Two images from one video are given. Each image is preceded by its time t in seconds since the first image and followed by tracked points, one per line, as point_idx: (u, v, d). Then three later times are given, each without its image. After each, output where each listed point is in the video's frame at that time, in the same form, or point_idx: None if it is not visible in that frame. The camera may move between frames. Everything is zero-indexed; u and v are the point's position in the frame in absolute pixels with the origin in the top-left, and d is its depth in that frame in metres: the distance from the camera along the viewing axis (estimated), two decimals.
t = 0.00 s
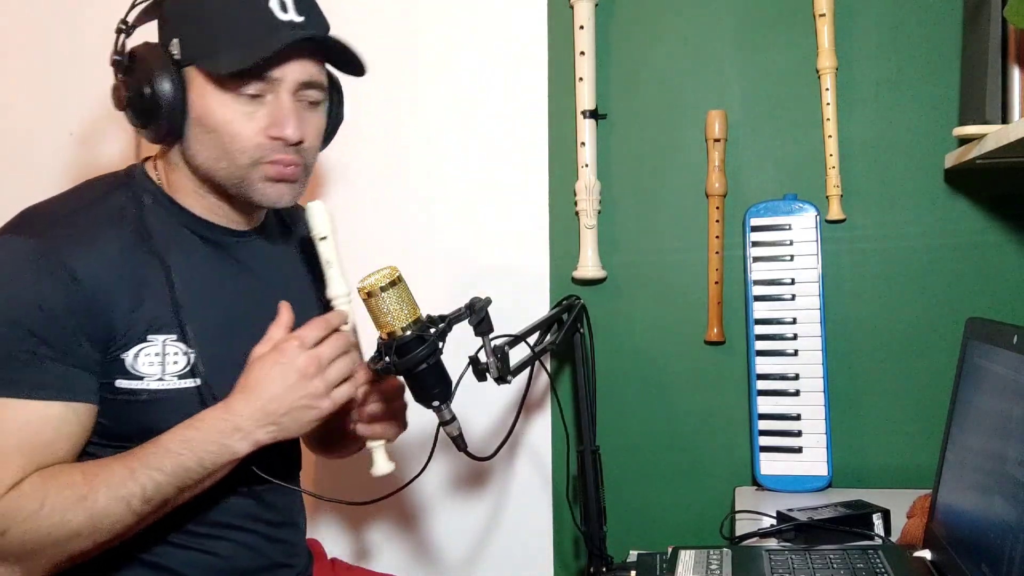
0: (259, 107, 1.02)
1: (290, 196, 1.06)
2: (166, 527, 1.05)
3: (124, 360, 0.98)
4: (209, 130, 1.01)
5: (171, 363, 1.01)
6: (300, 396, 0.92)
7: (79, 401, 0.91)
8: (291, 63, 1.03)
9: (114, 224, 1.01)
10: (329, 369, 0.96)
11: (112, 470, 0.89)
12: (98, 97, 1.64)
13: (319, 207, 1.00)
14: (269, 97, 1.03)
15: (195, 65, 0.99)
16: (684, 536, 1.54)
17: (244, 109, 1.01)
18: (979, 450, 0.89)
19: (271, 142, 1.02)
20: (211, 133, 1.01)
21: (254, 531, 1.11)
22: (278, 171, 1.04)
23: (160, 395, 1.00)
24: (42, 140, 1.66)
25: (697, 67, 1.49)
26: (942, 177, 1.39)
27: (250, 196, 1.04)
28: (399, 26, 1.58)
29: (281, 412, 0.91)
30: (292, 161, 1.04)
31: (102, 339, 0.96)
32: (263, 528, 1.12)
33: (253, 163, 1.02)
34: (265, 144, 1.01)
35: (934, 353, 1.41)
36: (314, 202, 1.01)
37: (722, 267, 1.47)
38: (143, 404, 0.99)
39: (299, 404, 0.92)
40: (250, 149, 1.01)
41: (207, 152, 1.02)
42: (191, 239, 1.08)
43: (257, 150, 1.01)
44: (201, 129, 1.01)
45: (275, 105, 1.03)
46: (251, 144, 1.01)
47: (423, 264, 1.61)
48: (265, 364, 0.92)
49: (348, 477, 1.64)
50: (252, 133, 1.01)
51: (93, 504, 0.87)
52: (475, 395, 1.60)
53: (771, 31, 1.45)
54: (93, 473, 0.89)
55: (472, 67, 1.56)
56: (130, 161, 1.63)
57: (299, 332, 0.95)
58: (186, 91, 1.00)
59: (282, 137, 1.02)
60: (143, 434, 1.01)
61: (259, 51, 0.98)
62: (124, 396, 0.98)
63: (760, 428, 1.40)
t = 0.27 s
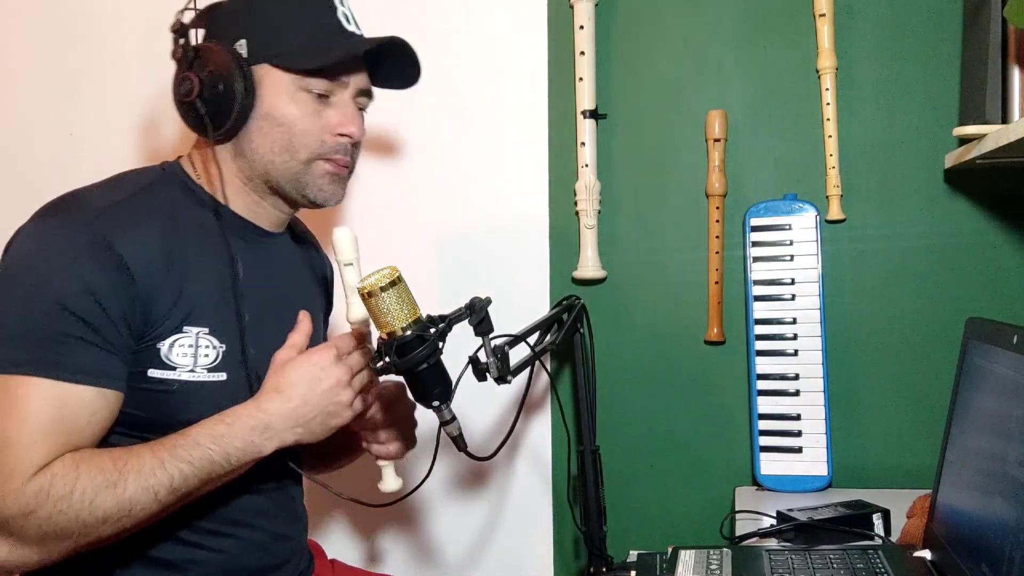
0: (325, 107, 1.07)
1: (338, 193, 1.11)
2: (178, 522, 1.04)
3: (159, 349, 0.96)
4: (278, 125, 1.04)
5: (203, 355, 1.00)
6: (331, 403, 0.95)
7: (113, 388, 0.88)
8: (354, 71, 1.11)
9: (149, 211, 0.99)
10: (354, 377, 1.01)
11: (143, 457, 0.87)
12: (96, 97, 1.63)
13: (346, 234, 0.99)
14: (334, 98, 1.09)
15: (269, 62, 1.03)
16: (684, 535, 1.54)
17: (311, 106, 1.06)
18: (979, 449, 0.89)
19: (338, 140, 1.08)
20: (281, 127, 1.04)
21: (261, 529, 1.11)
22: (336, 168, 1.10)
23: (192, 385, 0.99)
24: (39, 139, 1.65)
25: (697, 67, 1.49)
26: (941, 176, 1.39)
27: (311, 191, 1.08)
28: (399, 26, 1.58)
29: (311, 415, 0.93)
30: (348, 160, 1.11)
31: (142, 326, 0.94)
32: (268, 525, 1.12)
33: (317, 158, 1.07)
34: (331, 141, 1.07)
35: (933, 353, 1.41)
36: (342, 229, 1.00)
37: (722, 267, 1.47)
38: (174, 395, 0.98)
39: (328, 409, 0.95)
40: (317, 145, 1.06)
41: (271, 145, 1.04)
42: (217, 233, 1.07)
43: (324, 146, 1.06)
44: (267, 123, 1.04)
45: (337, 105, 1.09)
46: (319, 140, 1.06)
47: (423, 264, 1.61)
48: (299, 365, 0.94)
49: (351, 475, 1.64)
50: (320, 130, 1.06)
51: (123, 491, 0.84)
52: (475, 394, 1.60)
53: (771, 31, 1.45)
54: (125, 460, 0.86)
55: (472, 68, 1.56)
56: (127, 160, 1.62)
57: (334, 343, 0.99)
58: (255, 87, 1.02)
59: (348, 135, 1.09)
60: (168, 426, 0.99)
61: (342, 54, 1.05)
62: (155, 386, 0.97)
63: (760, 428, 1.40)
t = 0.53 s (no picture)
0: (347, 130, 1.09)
1: (342, 214, 1.12)
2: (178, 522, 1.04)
3: (162, 350, 0.96)
4: (295, 138, 1.05)
5: (204, 359, 1.00)
6: (330, 403, 0.97)
7: (115, 385, 0.88)
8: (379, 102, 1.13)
9: (158, 209, 0.99)
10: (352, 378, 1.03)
11: (150, 454, 0.87)
12: (97, 98, 1.63)
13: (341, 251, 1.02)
14: (355, 123, 1.11)
15: (300, 80, 1.04)
16: (684, 536, 1.54)
17: (332, 125, 1.07)
18: (979, 449, 0.89)
19: (350, 163, 1.09)
20: (298, 141, 1.05)
21: (260, 530, 1.11)
22: (343, 189, 1.10)
23: (192, 388, 0.98)
24: (38, 139, 1.64)
25: (696, 67, 1.49)
26: (941, 176, 1.39)
27: (314, 208, 1.08)
28: (399, 26, 1.58)
29: (312, 414, 0.95)
30: (357, 185, 1.12)
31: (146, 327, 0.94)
32: (267, 525, 1.12)
33: (326, 176, 1.07)
34: (343, 162, 1.08)
35: (934, 352, 1.41)
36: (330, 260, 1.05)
37: (722, 267, 1.47)
38: (174, 397, 0.97)
39: (327, 410, 0.97)
40: (328, 163, 1.06)
41: (285, 157, 1.05)
42: (225, 230, 1.07)
43: (334, 166, 1.07)
44: (286, 135, 1.04)
45: (357, 130, 1.11)
46: (331, 160, 1.07)
47: (423, 264, 1.61)
48: (300, 365, 0.96)
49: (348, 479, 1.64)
50: (335, 151, 1.07)
51: (133, 488, 0.85)
52: (475, 394, 1.60)
53: (771, 31, 1.45)
54: (133, 456, 0.86)
55: (472, 67, 1.56)
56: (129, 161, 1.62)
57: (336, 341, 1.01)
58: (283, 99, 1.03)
59: (362, 161, 1.10)
60: (168, 428, 0.98)
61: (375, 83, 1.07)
62: (156, 387, 0.96)
63: (760, 428, 1.40)
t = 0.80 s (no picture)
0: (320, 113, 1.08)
1: (324, 198, 1.12)
2: (170, 522, 1.04)
3: (136, 351, 0.97)
4: (270, 126, 1.04)
5: (182, 355, 1.00)
6: (309, 414, 0.95)
7: (84, 392, 0.89)
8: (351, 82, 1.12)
9: (130, 213, 0.99)
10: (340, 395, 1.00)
11: (119, 464, 0.87)
12: (96, 97, 1.63)
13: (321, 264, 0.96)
14: (329, 105, 1.10)
15: (267, 64, 1.02)
16: (684, 536, 1.54)
17: (306, 110, 1.06)
18: (979, 449, 0.89)
19: (327, 146, 1.09)
20: (274, 129, 1.04)
21: (255, 531, 1.11)
22: (324, 172, 1.10)
23: (171, 385, 0.99)
24: (39, 139, 1.65)
25: (696, 67, 1.49)
26: (942, 176, 1.39)
27: (296, 195, 1.09)
28: (399, 26, 1.58)
29: (287, 425, 0.94)
30: (337, 166, 1.12)
31: (117, 330, 0.95)
32: (261, 527, 1.12)
33: (305, 162, 1.07)
34: (321, 146, 1.08)
35: (934, 353, 1.41)
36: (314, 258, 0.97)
37: (722, 267, 1.47)
38: (154, 395, 0.98)
39: (303, 421, 0.95)
40: (306, 149, 1.07)
41: (262, 146, 1.04)
42: (206, 232, 1.07)
43: (313, 151, 1.07)
44: (261, 123, 1.04)
45: (332, 112, 1.10)
46: (309, 146, 1.07)
47: (423, 264, 1.61)
48: (283, 380, 0.95)
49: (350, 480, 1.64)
50: (312, 135, 1.07)
51: (96, 499, 0.85)
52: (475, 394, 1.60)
53: (771, 31, 1.45)
54: (101, 466, 0.87)
55: (471, 67, 1.56)
56: (130, 160, 1.62)
57: (323, 352, 0.99)
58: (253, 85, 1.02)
59: (339, 143, 1.10)
60: (150, 429, 0.99)
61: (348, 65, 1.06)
62: (133, 387, 0.97)
63: (760, 428, 1.40)
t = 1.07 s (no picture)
0: (293, 111, 1.05)
1: (300, 197, 1.10)
2: (159, 527, 1.04)
3: (101, 365, 0.97)
4: (241, 128, 1.01)
5: (150, 366, 1.00)
6: (274, 422, 0.92)
7: (45, 412, 0.91)
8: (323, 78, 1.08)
9: (95, 224, 0.99)
10: (309, 399, 0.96)
11: (84, 482, 0.89)
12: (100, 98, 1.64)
13: (279, 255, 0.89)
14: (302, 102, 1.06)
15: (235, 61, 0.99)
16: (684, 536, 1.54)
17: (279, 109, 1.03)
18: (979, 449, 0.89)
19: (302, 146, 1.06)
20: (245, 131, 1.01)
21: (248, 534, 1.11)
22: (300, 172, 1.08)
23: (140, 397, 0.99)
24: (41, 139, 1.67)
25: (696, 67, 1.49)
26: (942, 176, 1.39)
27: (270, 196, 1.06)
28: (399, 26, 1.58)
29: (253, 435, 0.91)
30: (313, 164, 1.09)
31: (77, 346, 0.95)
32: (254, 530, 1.12)
33: (279, 165, 1.05)
34: (295, 147, 1.05)
35: (934, 352, 1.41)
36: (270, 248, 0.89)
37: (722, 267, 1.47)
38: (124, 408, 0.99)
39: (269, 430, 0.92)
40: (281, 151, 1.04)
41: (233, 149, 1.01)
42: (176, 237, 1.06)
43: (288, 153, 1.04)
44: (231, 126, 1.01)
45: (305, 110, 1.07)
46: (283, 147, 1.04)
47: (423, 264, 1.61)
48: (247, 388, 0.93)
49: (346, 479, 1.65)
50: (286, 136, 1.04)
51: (63, 519, 0.87)
52: (475, 394, 1.60)
53: (772, 31, 1.45)
54: (66, 486, 0.89)
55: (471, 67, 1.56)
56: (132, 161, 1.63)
57: (290, 355, 0.95)
58: (221, 85, 0.98)
59: (314, 142, 1.07)
60: (125, 438, 1.00)
61: (320, 64, 1.03)
62: (102, 401, 0.98)
63: (760, 428, 1.40)
